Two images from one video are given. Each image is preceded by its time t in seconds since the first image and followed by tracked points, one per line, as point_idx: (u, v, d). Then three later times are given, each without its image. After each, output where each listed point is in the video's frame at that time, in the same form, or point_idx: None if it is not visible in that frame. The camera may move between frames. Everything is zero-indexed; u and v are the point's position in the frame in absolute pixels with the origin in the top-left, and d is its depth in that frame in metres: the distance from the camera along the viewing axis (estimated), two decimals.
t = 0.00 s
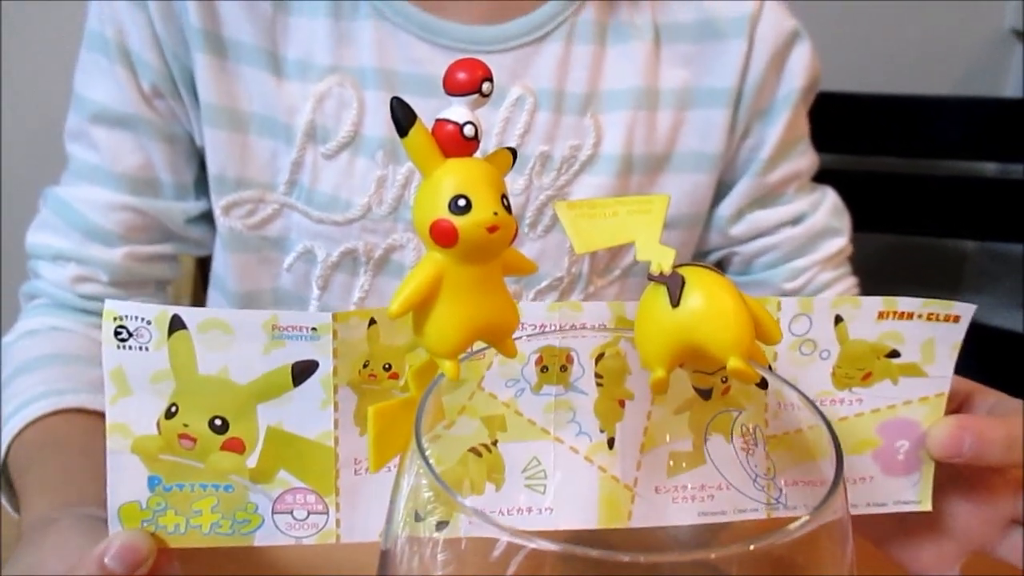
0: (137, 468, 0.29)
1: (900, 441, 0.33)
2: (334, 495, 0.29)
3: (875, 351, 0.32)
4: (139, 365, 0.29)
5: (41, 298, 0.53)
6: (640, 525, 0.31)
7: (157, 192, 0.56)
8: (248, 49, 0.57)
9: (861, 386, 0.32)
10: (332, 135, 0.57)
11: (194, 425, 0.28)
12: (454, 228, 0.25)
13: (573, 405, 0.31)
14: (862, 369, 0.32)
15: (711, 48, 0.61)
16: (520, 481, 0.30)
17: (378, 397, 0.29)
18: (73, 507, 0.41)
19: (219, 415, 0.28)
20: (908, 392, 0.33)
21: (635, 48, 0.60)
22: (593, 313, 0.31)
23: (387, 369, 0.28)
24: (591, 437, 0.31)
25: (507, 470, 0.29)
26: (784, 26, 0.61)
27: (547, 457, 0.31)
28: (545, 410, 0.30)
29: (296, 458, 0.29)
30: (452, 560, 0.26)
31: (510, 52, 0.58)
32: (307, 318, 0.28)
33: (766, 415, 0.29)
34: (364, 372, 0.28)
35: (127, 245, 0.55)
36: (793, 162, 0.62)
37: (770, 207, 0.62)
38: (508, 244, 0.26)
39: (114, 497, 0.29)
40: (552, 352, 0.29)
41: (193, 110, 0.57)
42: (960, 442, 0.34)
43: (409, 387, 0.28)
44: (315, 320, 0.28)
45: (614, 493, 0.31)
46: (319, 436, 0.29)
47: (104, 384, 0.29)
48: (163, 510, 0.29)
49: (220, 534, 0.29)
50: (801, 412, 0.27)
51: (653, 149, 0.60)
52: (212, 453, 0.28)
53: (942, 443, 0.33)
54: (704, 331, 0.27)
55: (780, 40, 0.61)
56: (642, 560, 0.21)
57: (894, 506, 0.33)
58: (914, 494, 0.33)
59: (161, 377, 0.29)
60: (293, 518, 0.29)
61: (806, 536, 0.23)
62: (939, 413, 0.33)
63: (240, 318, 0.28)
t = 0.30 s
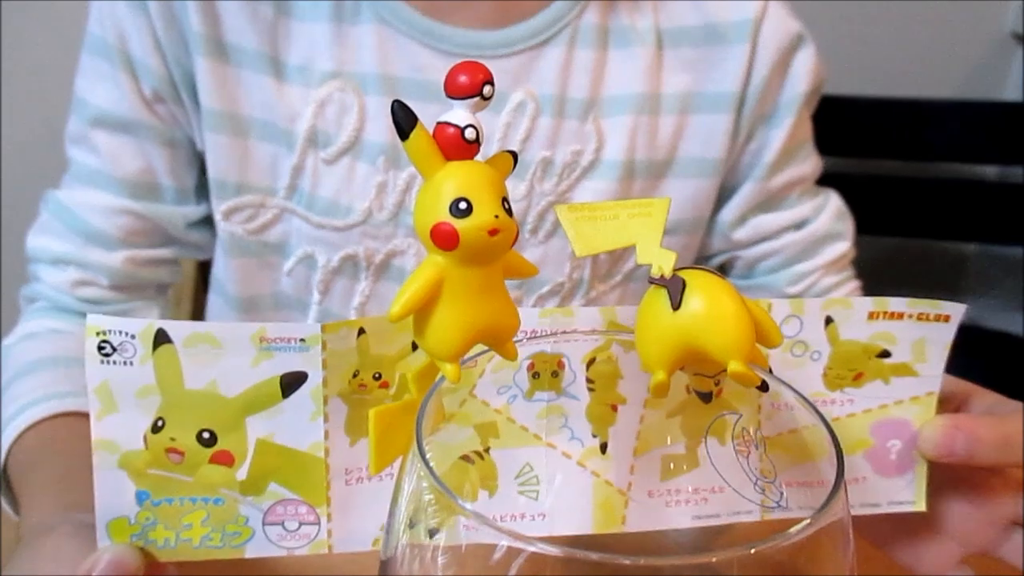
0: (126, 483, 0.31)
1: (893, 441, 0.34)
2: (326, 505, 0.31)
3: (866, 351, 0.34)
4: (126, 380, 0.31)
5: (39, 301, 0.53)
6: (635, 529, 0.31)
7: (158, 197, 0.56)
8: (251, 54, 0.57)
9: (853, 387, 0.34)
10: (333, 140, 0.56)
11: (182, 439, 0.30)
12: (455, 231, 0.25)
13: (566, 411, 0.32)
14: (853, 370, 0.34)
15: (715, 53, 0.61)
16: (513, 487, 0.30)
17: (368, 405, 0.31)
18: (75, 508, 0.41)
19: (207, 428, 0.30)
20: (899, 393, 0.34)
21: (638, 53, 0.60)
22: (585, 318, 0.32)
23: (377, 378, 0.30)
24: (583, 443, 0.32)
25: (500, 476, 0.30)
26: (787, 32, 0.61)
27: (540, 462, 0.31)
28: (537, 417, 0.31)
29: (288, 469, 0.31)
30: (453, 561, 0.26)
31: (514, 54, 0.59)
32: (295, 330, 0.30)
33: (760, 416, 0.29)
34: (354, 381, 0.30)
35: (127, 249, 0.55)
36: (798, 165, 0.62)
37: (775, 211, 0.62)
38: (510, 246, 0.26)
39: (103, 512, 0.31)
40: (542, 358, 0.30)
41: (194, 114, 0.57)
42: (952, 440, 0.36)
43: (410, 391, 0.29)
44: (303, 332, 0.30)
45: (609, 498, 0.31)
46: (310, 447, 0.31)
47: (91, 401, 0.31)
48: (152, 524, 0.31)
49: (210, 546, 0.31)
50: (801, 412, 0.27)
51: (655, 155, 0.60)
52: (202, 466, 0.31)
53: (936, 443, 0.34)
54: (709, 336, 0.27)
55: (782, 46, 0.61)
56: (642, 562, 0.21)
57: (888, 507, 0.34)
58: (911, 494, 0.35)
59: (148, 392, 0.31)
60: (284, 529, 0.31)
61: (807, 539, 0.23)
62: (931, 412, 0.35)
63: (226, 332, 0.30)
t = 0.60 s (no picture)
0: (119, 473, 0.30)
1: (887, 432, 0.35)
2: (322, 497, 0.31)
3: (859, 341, 0.34)
4: (119, 369, 0.30)
5: (41, 302, 0.53)
6: (631, 522, 0.31)
7: (159, 196, 0.56)
8: (254, 53, 0.57)
9: (846, 376, 0.34)
10: (336, 134, 0.57)
11: (177, 430, 0.30)
12: (457, 235, 0.25)
13: (559, 401, 0.31)
14: (847, 359, 0.34)
15: (709, 48, 0.61)
16: (508, 479, 0.30)
17: (363, 397, 0.30)
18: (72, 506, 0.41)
19: (202, 419, 0.30)
20: (892, 382, 0.35)
21: (633, 49, 0.60)
22: (577, 307, 0.32)
23: (371, 368, 0.30)
24: (578, 433, 0.32)
25: (496, 467, 0.30)
26: (778, 25, 0.61)
27: (535, 454, 0.31)
28: (532, 408, 0.31)
29: (282, 461, 0.31)
30: (454, 564, 0.26)
31: (507, 53, 0.59)
32: (289, 320, 0.29)
33: (757, 416, 0.29)
34: (349, 371, 0.30)
35: (129, 248, 0.55)
36: (789, 158, 0.62)
37: (765, 204, 0.62)
38: (511, 250, 0.26)
39: (96, 504, 0.31)
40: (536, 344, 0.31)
41: (199, 114, 0.57)
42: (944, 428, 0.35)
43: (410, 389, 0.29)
44: (298, 321, 0.29)
45: (603, 490, 0.32)
46: (304, 438, 0.31)
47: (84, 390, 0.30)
48: (146, 515, 0.31)
49: (205, 537, 0.31)
50: (797, 410, 0.27)
51: (650, 148, 0.60)
52: (196, 456, 0.30)
53: (929, 433, 0.34)
54: (709, 339, 0.27)
55: (774, 38, 0.61)
56: (643, 566, 0.21)
57: (884, 498, 0.35)
58: (906, 486, 0.35)
59: (141, 382, 0.30)
60: (279, 521, 0.31)
61: (806, 542, 0.23)
62: (924, 402, 0.35)
63: (222, 322, 0.30)
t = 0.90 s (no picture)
0: (128, 468, 0.29)
1: (893, 436, 0.34)
2: (329, 495, 0.31)
3: (867, 345, 0.34)
4: (130, 365, 0.29)
5: (44, 303, 0.50)
6: (637, 522, 0.32)
7: (160, 197, 0.56)
8: (254, 54, 0.58)
9: (853, 380, 0.34)
10: (336, 137, 0.57)
11: (187, 426, 0.29)
12: (456, 237, 0.25)
13: (568, 403, 0.32)
14: (854, 363, 0.34)
15: (706, 50, 0.62)
16: (517, 478, 0.30)
17: (371, 397, 0.30)
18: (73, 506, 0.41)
19: (212, 416, 0.29)
20: (900, 388, 0.34)
21: (632, 50, 0.61)
22: (586, 308, 0.32)
23: (381, 367, 0.29)
24: (585, 435, 0.32)
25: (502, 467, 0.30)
26: (776, 29, 0.61)
27: (541, 454, 0.31)
28: (540, 408, 0.31)
29: (290, 458, 0.30)
30: (454, 567, 0.26)
31: (506, 55, 0.59)
32: (300, 317, 0.29)
33: (761, 421, 0.29)
34: (358, 370, 0.29)
35: (131, 247, 0.53)
36: (787, 161, 0.62)
37: (763, 207, 0.62)
38: (510, 252, 0.26)
39: (105, 498, 0.30)
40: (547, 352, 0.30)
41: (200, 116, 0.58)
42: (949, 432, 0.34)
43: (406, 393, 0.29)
44: (309, 319, 0.29)
45: (610, 491, 0.32)
46: (313, 436, 0.30)
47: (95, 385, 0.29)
48: (154, 513, 0.30)
49: (212, 534, 0.30)
50: (798, 413, 0.28)
51: (650, 150, 0.60)
52: (206, 453, 0.29)
53: (934, 438, 0.34)
54: (709, 341, 0.27)
55: (772, 42, 0.61)
56: (642, 567, 0.22)
57: (892, 503, 0.34)
58: (912, 490, 0.34)
59: (152, 378, 0.29)
60: (287, 519, 0.30)
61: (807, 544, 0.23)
62: (932, 407, 0.35)
63: (233, 318, 0.29)
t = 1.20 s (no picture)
0: (121, 489, 0.30)
1: (892, 449, 0.35)
2: (323, 512, 0.31)
3: (864, 359, 0.34)
4: (122, 386, 0.30)
5: (43, 304, 0.52)
6: (633, 536, 0.32)
7: (160, 198, 0.56)
8: (255, 54, 0.57)
9: (851, 396, 0.34)
10: (336, 134, 0.57)
11: (180, 446, 0.30)
12: (457, 240, 0.25)
13: (564, 418, 0.32)
14: (851, 378, 0.34)
15: (705, 48, 0.61)
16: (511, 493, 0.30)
17: (365, 411, 0.30)
18: (72, 507, 0.41)
19: (205, 435, 0.30)
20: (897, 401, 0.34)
21: (633, 47, 0.61)
22: (586, 324, 0.32)
23: (376, 386, 0.30)
24: (582, 450, 0.32)
25: (499, 482, 0.30)
26: (776, 26, 0.61)
27: (538, 471, 0.31)
28: (535, 424, 0.31)
29: (284, 477, 0.31)
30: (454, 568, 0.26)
31: (508, 51, 0.59)
32: (293, 336, 0.30)
33: (760, 426, 0.29)
34: (353, 389, 0.30)
35: (129, 249, 0.54)
36: (788, 161, 0.62)
37: (763, 206, 0.62)
38: (511, 255, 0.26)
39: (98, 517, 0.31)
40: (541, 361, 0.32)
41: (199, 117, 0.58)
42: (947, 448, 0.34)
43: (411, 400, 0.29)
44: (302, 338, 0.30)
45: (608, 506, 0.32)
46: (308, 454, 0.31)
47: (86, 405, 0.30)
48: (148, 531, 0.31)
49: (206, 552, 0.31)
50: (800, 417, 0.28)
51: (652, 147, 0.60)
52: (199, 471, 0.30)
53: (931, 450, 0.34)
54: (710, 343, 0.27)
55: (772, 41, 0.61)
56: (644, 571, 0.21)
57: (888, 515, 0.35)
58: (909, 503, 0.35)
59: (144, 398, 0.30)
60: (281, 536, 0.31)
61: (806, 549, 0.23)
62: (928, 420, 0.34)
63: (225, 337, 0.30)
